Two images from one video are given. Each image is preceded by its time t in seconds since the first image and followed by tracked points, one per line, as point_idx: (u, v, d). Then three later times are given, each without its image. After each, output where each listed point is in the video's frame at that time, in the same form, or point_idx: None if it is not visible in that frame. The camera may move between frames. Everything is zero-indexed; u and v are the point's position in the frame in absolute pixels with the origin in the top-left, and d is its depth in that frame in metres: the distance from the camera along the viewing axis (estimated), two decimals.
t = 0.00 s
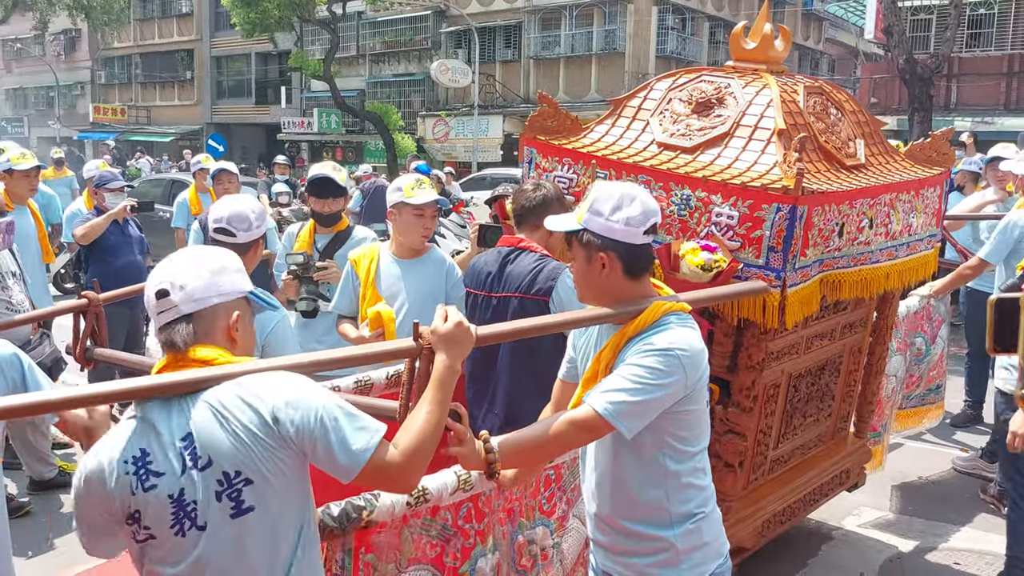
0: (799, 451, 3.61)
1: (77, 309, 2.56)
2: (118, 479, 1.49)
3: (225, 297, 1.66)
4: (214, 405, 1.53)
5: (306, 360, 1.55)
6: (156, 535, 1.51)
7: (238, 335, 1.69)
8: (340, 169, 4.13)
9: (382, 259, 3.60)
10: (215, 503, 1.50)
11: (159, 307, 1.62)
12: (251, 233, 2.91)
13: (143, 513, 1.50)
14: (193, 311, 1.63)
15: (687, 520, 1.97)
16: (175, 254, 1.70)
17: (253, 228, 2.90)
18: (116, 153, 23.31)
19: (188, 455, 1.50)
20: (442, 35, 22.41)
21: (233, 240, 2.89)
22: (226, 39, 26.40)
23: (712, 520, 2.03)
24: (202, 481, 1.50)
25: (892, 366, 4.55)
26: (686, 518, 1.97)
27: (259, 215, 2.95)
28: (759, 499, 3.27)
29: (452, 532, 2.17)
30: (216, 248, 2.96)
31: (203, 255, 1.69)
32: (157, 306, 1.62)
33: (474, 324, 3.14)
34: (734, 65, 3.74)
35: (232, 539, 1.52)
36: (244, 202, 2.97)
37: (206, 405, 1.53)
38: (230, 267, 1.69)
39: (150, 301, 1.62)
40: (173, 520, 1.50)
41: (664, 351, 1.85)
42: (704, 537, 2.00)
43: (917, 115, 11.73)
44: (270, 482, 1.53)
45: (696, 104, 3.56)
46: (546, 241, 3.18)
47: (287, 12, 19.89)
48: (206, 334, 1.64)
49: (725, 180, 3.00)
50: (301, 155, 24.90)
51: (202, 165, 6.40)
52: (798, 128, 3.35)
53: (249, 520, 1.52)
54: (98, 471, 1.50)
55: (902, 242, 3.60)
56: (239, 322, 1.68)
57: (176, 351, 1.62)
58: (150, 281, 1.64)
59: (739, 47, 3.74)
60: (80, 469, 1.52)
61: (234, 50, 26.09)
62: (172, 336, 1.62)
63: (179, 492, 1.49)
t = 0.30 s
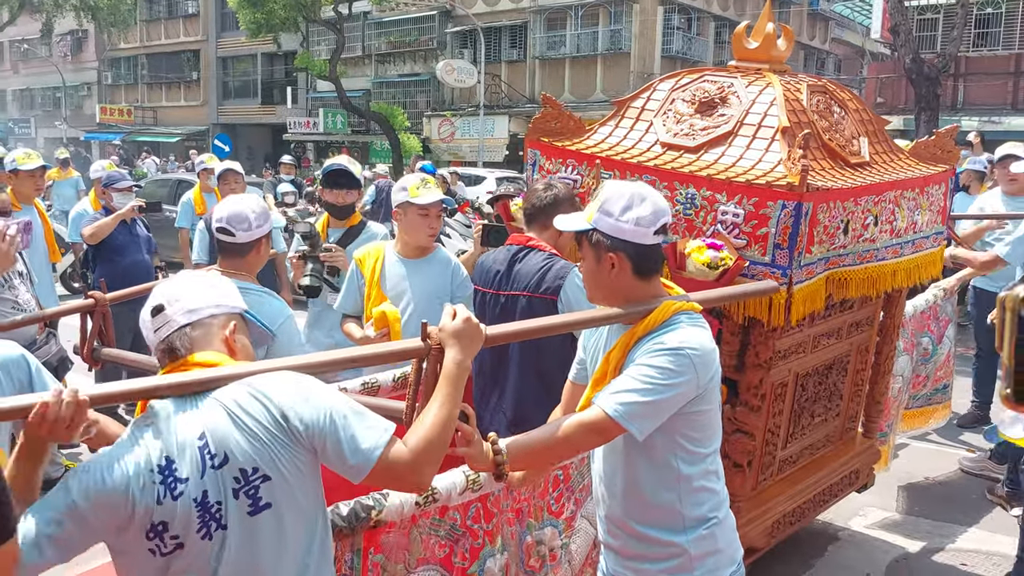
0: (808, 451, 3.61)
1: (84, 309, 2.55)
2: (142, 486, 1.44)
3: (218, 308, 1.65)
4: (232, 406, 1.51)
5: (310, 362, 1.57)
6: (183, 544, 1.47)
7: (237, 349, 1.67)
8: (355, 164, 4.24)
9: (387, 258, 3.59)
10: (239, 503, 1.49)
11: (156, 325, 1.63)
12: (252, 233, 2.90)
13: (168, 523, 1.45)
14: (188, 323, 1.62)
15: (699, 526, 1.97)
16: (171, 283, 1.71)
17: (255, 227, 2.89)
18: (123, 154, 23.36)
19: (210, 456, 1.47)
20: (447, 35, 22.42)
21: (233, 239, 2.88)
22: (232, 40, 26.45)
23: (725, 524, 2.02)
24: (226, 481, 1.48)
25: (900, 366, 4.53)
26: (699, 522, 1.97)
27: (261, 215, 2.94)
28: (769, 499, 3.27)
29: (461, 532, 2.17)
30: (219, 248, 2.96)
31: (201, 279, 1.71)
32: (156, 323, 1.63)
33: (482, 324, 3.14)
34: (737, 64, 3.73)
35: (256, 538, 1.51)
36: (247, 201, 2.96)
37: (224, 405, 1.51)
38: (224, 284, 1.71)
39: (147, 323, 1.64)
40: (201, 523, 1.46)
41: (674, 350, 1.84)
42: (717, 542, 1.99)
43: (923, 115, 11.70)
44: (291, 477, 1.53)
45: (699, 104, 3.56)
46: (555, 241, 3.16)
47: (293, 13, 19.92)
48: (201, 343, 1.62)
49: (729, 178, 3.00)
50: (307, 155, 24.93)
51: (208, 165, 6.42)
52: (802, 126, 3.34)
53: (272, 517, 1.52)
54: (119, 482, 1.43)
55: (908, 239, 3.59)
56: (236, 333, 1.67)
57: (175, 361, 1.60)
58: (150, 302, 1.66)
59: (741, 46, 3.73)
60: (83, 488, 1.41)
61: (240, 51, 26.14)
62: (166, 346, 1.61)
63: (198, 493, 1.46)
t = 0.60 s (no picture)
0: (820, 451, 3.59)
1: (90, 308, 2.55)
2: (144, 478, 1.46)
3: (222, 311, 1.65)
4: (234, 405, 1.51)
5: (311, 364, 1.58)
6: (180, 541, 1.47)
7: (240, 350, 1.70)
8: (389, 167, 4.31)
9: (392, 258, 3.59)
10: (234, 500, 1.48)
11: (155, 329, 1.61)
12: (259, 234, 2.90)
13: (162, 517, 1.47)
14: (191, 327, 1.62)
15: (713, 536, 1.96)
16: (162, 279, 1.70)
17: (263, 228, 2.90)
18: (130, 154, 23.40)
19: (208, 452, 1.48)
20: (454, 35, 22.43)
21: (240, 240, 2.89)
22: (239, 40, 26.51)
23: (738, 534, 2.02)
24: (224, 476, 1.48)
25: (910, 365, 4.52)
26: (713, 532, 1.96)
27: (268, 216, 2.94)
28: (781, 499, 3.25)
29: (470, 532, 2.17)
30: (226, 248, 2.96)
31: (198, 277, 1.69)
32: (153, 323, 1.61)
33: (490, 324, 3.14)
34: (740, 63, 3.72)
35: (255, 537, 1.50)
36: (254, 202, 2.96)
37: (226, 402, 1.52)
38: (221, 285, 1.69)
39: (146, 325, 1.61)
40: (197, 519, 1.47)
41: (689, 358, 1.83)
42: (730, 553, 1.99)
43: (931, 113, 11.65)
44: (291, 477, 1.53)
45: (702, 102, 3.55)
46: (563, 240, 3.16)
47: (299, 13, 19.93)
48: (207, 345, 1.64)
49: (736, 175, 2.99)
50: (313, 155, 24.98)
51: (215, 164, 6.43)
52: (806, 121, 3.32)
53: (269, 515, 1.51)
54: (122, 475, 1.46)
55: (914, 234, 3.57)
56: (238, 335, 1.69)
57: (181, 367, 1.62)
58: (147, 300, 1.63)
59: (743, 44, 3.71)
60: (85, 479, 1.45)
61: (247, 51, 26.20)
62: (169, 355, 1.62)
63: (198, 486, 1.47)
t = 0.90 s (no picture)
0: (829, 450, 3.57)
1: (93, 309, 2.54)
2: (118, 452, 1.45)
3: (227, 303, 1.65)
4: (225, 400, 1.54)
5: (304, 361, 1.57)
6: (132, 522, 1.45)
7: (237, 338, 1.71)
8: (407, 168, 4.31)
9: (394, 258, 3.60)
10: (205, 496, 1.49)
11: (157, 310, 1.59)
12: (262, 233, 2.90)
13: (123, 495, 1.44)
14: (194, 318, 1.62)
15: (727, 546, 1.94)
16: (155, 259, 1.68)
17: (265, 227, 2.89)
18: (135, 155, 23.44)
19: (191, 442, 1.48)
20: (457, 35, 22.45)
21: (245, 240, 2.88)
22: (244, 41, 26.58)
23: (750, 544, 1.99)
24: (200, 469, 1.48)
25: (918, 364, 4.50)
26: (727, 541, 1.94)
27: (271, 215, 2.94)
28: (791, 499, 3.24)
29: (477, 532, 2.17)
30: (231, 248, 2.97)
31: (201, 258, 1.66)
32: (155, 306, 1.59)
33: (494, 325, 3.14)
34: (741, 60, 3.71)
35: (213, 538, 1.51)
36: (256, 201, 2.96)
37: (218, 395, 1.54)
38: (229, 271, 1.68)
39: (149, 304, 1.59)
40: (159, 507, 1.47)
41: (698, 368, 1.80)
42: (744, 563, 1.96)
43: (937, 112, 11.63)
44: (263, 487, 1.54)
45: (705, 100, 3.54)
46: (567, 239, 3.15)
47: (303, 14, 19.94)
48: (206, 337, 1.65)
49: (739, 170, 2.99)
50: (318, 156, 25.01)
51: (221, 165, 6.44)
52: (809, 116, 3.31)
53: (231, 522, 1.52)
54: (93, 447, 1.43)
55: (921, 229, 3.56)
56: (239, 329, 1.70)
57: (177, 358, 1.60)
58: (150, 281, 1.60)
59: (745, 42, 3.71)
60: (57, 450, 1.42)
61: (252, 52, 26.27)
62: (171, 346, 1.60)
63: (172, 475, 1.47)
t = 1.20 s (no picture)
0: (838, 449, 3.55)
1: (97, 310, 2.53)
2: (111, 456, 1.47)
3: (221, 312, 1.66)
4: (226, 415, 1.59)
5: (291, 368, 1.53)
6: (124, 529, 1.48)
7: (223, 345, 1.70)
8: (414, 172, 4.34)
9: (396, 258, 3.60)
10: (195, 511, 1.53)
11: (147, 313, 1.59)
12: (269, 234, 2.89)
13: (117, 501, 1.47)
14: (185, 325, 1.61)
15: (734, 551, 1.93)
16: (145, 257, 1.67)
17: (272, 228, 2.88)
18: (138, 157, 23.44)
19: (188, 453, 1.52)
20: (460, 35, 22.45)
21: (251, 241, 2.87)
22: (248, 42, 26.60)
23: (755, 548, 1.99)
24: (195, 482, 1.53)
25: (925, 362, 4.48)
26: (731, 547, 1.92)
27: (277, 216, 2.93)
28: (799, 498, 3.23)
29: (481, 534, 2.16)
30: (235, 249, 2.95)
31: (197, 255, 1.66)
32: (147, 308, 1.58)
33: (497, 325, 3.13)
34: (741, 57, 3.70)
35: (197, 551, 1.55)
36: (262, 202, 2.95)
37: (224, 411, 1.60)
38: (224, 276, 1.68)
39: (139, 305, 1.59)
40: (152, 515, 1.49)
41: (701, 373, 1.78)
42: (749, 568, 1.96)
43: (941, 109, 11.61)
44: (249, 505, 1.60)
45: (705, 97, 3.52)
46: (569, 238, 3.13)
47: (306, 15, 19.93)
48: (195, 345, 1.64)
49: (740, 166, 2.97)
50: (321, 156, 25.02)
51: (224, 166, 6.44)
52: (811, 111, 3.30)
53: (216, 535, 1.56)
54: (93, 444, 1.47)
55: (924, 224, 3.54)
56: (226, 337, 1.69)
57: (164, 366, 1.58)
58: (145, 280, 1.60)
59: (744, 39, 3.70)
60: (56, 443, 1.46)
61: (255, 53, 26.30)
62: (159, 353, 1.59)
63: (168, 483, 1.50)
